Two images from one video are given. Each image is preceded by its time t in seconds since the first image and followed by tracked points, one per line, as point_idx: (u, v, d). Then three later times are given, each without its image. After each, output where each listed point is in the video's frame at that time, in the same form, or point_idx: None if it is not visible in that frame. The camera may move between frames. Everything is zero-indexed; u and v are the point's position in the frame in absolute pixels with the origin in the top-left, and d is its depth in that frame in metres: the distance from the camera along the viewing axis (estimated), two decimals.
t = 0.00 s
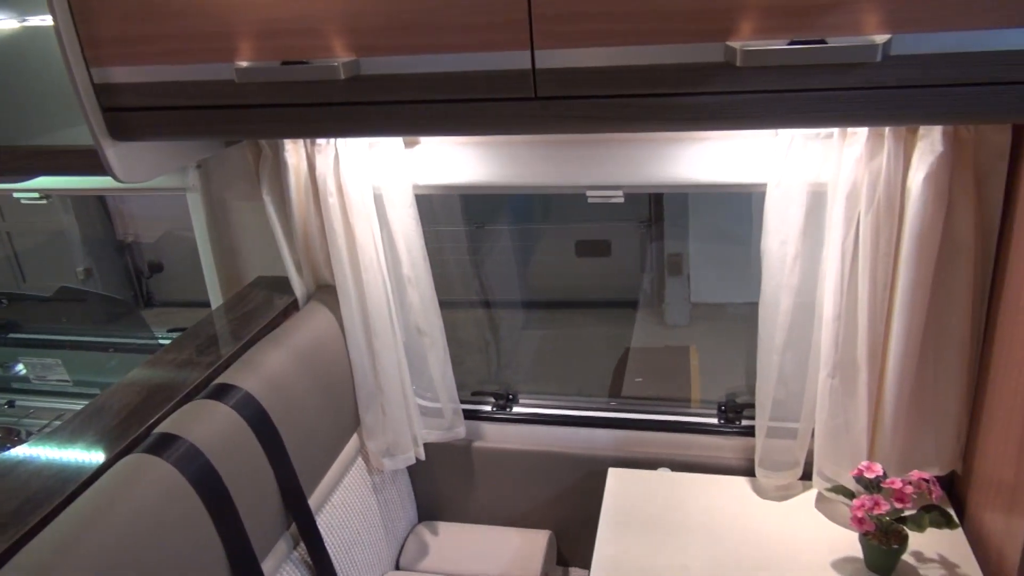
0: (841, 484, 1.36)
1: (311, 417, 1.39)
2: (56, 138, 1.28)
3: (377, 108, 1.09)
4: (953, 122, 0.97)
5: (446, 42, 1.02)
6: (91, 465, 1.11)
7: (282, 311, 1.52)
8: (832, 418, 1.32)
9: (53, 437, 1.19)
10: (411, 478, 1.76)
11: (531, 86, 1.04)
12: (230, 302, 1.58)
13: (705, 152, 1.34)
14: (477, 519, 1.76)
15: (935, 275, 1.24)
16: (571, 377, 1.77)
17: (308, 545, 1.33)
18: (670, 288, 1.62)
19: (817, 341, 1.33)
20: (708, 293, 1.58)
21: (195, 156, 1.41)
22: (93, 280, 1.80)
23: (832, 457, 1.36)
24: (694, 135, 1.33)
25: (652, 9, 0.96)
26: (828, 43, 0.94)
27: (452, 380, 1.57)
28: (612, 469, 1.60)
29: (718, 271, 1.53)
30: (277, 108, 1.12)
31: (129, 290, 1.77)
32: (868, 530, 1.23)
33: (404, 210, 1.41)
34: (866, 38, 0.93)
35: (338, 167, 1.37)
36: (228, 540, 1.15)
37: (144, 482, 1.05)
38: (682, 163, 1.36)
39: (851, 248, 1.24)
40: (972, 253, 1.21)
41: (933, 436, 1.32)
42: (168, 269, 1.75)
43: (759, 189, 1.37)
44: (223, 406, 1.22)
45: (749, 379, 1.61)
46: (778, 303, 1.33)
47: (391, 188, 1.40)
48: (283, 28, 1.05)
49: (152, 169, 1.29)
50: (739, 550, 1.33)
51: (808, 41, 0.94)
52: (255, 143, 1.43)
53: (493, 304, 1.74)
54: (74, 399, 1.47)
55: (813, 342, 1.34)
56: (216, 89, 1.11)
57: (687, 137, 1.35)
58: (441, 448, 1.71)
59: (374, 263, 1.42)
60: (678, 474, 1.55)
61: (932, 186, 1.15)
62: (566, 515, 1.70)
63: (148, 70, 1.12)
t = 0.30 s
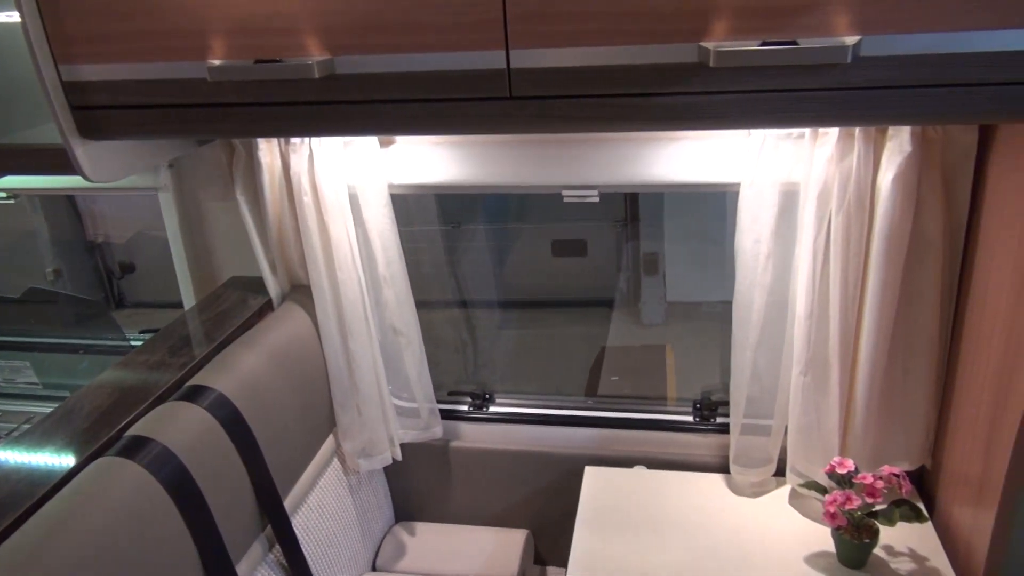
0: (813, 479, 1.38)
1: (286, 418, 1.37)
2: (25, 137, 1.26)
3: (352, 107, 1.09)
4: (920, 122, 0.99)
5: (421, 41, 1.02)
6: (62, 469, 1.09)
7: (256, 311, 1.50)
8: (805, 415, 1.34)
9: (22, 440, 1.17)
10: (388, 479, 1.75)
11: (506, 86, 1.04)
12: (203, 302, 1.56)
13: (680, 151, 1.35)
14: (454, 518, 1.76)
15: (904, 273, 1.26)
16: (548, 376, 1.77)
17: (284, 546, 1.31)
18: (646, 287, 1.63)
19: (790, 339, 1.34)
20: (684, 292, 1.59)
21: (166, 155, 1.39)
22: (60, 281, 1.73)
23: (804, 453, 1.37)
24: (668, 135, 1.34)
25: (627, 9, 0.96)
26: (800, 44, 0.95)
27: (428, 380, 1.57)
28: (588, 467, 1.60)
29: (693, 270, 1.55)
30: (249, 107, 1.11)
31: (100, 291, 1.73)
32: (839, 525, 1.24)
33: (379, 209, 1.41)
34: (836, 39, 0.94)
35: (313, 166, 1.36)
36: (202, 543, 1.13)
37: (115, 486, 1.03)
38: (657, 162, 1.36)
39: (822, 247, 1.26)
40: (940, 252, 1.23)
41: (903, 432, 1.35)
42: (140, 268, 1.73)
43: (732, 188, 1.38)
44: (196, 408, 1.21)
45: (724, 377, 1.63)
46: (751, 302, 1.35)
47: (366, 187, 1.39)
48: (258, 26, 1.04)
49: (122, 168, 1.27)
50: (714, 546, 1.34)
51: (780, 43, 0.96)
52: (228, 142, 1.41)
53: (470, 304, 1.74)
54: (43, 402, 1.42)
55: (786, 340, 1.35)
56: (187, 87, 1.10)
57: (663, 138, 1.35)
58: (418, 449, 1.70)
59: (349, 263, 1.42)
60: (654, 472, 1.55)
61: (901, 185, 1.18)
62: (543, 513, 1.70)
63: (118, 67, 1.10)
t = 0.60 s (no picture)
0: (785, 475, 1.39)
1: (258, 420, 1.36)
2: None
3: (323, 105, 1.08)
4: (887, 123, 1.01)
5: (394, 39, 1.01)
6: (28, 473, 1.07)
7: (227, 312, 1.49)
8: (776, 412, 1.36)
9: None
10: (362, 480, 1.74)
11: (479, 84, 1.04)
12: (173, 303, 1.54)
13: (655, 151, 1.34)
14: (429, 519, 1.75)
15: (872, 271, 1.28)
16: (522, 376, 1.79)
17: (256, 549, 1.30)
18: (619, 286, 1.65)
19: (761, 337, 1.36)
20: (656, 291, 1.61)
21: (135, 154, 1.37)
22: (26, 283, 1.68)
23: (776, 450, 1.39)
24: (641, 135, 1.35)
25: (599, 9, 0.97)
26: (769, 45, 0.96)
27: (403, 380, 1.56)
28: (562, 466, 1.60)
29: (666, 269, 1.56)
30: (219, 105, 1.09)
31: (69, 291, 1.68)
32: (809, 520, 1.26)
33: (352, 209, 1.40)
34: (805, 40, 0.95)
35: (285, 165, 1.35)
36: (173, 548, 1.12)
37: (83, 490, 1.01)
38: (631, 162, 1.36)
39: (792, 245, 1.28)
40: (907, 251, 1.26)
41: (872, 427, 1.37)
42: (108, 269, 1.68)
43: (704, 188, 1.39)
44: (166, 410, 1.19)
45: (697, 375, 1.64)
46: (723, 300, 1.36)
47: (340, 187, 1.38)
48: (228, 23, 1.03)
49: (89, 167, 1.25)
50: (688, 543, 1.36)
51: (749, 44, 0.97)
52: (198, 141, 1.40)
53: (444, 304, 1.75)
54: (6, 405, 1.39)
55: (757, 338, 1.37)
56: (156, 85, 1.08)
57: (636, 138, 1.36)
58: (392, 449, 1.69)
59: (323, 263, 1.41)
60: (628, 469, 1.56)
61: (869, 185, 1.20)
62: (518, 513, 1.70)
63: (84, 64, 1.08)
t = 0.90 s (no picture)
0: (751, 471, 1.41)
1: (224, 422, 1.34)
2: None
3: (288, 104, 1.07)
4: (847, 124, 1.02)
5: (360, 38, 1.01)
6: None
7: (192, 313, 1.47)
8: (743, 409, 1.37)
9: None
10: (331, 482, 1.72)
11: (446, 83, 1.04)
12: (137, 304, 1.52)
13: (622, 152, 1.35)
14: (399, 520, 1.74)
15: (835, 269, 1.30)
16: (493, 375, 1.79)
17: (222, 553, 1.28)
18: (588, 283, 1.64)
19: (727, 334, 1.38)
20: (627, 289, 1.62)
21: (95, 153, 1.34)
22: None
23: (742, 446, 1.41)
24: (608, 135, 1.35)
25: (565, 9, 0.97)
26: (733, 46, 0.97)
27: (372, 381, 1.55)
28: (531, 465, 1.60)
29: (635, 267, 1.57)
30: (182, 103, 1.08)
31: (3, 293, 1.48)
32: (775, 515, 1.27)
33: (319, 208, 1.39)
34: (767, 42, 0.97)
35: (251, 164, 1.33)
36: (136, 553, 1.10)
37: (41, 495, 0.99)
38: (598, 162, 1.36)
39: (757, 244, 1.29)
40: (869, 249, 1.28)
41: (836, 423, 1.39)
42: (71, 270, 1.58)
43: (671, 188, 1.40)
44: (129, 413, 1.17)
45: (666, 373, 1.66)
46: (690, 299, 1.37)
47: (308, 186, 1.37)
48: (191, 21, 1.01)
49: (48, 166, 1.22)
50: (656, 540, 1.37)
51: (713, 45, 0.98)
52: (161, 139, 1.37)
53: (414, 304, 1.74)
54: None
55: (724, 336, 1.39)
56: (116, 82, 1.06)
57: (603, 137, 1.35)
58: (361, 450, 1.68)
59: (289, 263, 1.39)
60: (597, 468, 1.57)
61: (831, 185, 1.22)
62: (488, 512, 1.70)
63: (42, 61, 1.06)
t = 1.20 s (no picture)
0: (716, 468, 1.42)
1: (185, 426, 1.32)
2: None
3: (246, 104, 1.05)
4: (803, 123, 1.04)
5: (319, 37, 1.00)
6: None
7: (153, 316, 1.44)
8: (707, 405, 1.39)
9: None
10: (297, 485, 1.71)
11: (406, 83, 1.03)
12: (96, 308, 1.50)
13: (585, 152, 1.35)
14: (367, 522, 1.73)
15: (796, 266, 1.32)
16: (461, 375, 1.79)
17: (185, 559, 1.27)
18: (560, 283, 1.64)
19: (691, 332, 1.39)
20: (597, 287, 1.61)
21: (49, 154, 1.31)
22: None
23: (706, 443, 1.42)
24: (571, 134, 1.36)
25: (524, 9, 0.97)
26: (690, 46, 0.98)
27: (338, 382, 1.54)
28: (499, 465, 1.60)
29: (601, 265, 1.58)
30: (138, 103, 1.06)
31: None
32: (739, 510, 1.28)
33: (281, 209, 1.38)
34: (724, 42, 0.98)
35: (211, 164, 1.32)
36: (94, 561, 1.08)
37: None
38: (561, 162, 1.37)
39: (719, 242, 1.31)
40: (828, 247, 1.30)
41: (798, 419, 1.41)
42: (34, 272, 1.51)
43: (633, 186, 1.41)
44: (86, 419, 1.15)
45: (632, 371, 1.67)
46: (654, 298, 1.38)
47: (270, 186, 1.36)
48: (146, 19, 1.00)
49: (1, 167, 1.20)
50: (622, 537, 1.37)
51: (671, 45, 0.99)
52: (119, 140, 1.35)
53: (382, 305, 1.72)
54: None
55: (687, 334, 1.40)
56: (69, 81, 1.04)
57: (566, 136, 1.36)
58: (327, 452, 1.67)
59: (252, 264, 1.38)
60: (564, 466, 1.57)
61: (790, 183, 1.23)
62: (457, 513, 1.70)
63: None
